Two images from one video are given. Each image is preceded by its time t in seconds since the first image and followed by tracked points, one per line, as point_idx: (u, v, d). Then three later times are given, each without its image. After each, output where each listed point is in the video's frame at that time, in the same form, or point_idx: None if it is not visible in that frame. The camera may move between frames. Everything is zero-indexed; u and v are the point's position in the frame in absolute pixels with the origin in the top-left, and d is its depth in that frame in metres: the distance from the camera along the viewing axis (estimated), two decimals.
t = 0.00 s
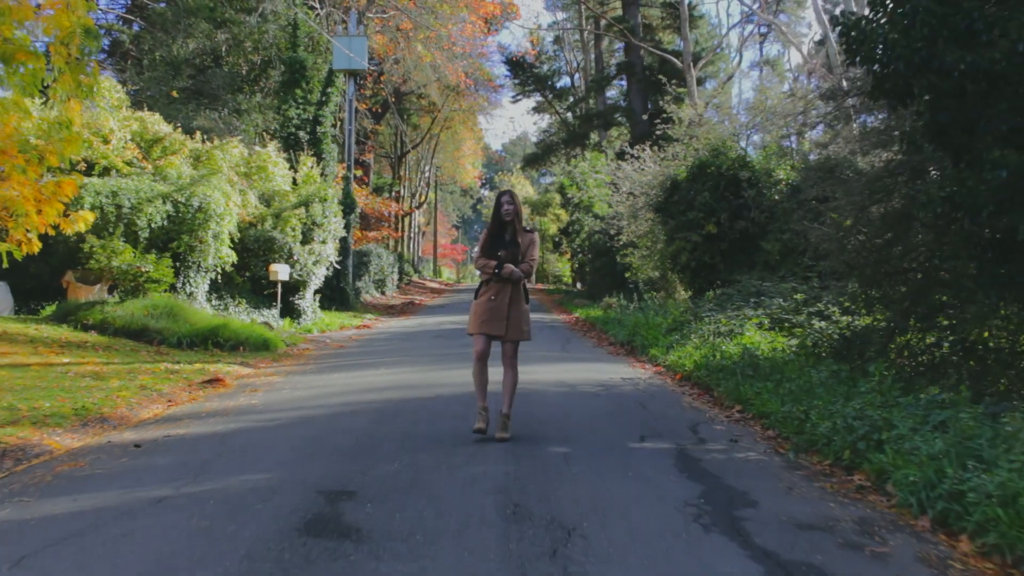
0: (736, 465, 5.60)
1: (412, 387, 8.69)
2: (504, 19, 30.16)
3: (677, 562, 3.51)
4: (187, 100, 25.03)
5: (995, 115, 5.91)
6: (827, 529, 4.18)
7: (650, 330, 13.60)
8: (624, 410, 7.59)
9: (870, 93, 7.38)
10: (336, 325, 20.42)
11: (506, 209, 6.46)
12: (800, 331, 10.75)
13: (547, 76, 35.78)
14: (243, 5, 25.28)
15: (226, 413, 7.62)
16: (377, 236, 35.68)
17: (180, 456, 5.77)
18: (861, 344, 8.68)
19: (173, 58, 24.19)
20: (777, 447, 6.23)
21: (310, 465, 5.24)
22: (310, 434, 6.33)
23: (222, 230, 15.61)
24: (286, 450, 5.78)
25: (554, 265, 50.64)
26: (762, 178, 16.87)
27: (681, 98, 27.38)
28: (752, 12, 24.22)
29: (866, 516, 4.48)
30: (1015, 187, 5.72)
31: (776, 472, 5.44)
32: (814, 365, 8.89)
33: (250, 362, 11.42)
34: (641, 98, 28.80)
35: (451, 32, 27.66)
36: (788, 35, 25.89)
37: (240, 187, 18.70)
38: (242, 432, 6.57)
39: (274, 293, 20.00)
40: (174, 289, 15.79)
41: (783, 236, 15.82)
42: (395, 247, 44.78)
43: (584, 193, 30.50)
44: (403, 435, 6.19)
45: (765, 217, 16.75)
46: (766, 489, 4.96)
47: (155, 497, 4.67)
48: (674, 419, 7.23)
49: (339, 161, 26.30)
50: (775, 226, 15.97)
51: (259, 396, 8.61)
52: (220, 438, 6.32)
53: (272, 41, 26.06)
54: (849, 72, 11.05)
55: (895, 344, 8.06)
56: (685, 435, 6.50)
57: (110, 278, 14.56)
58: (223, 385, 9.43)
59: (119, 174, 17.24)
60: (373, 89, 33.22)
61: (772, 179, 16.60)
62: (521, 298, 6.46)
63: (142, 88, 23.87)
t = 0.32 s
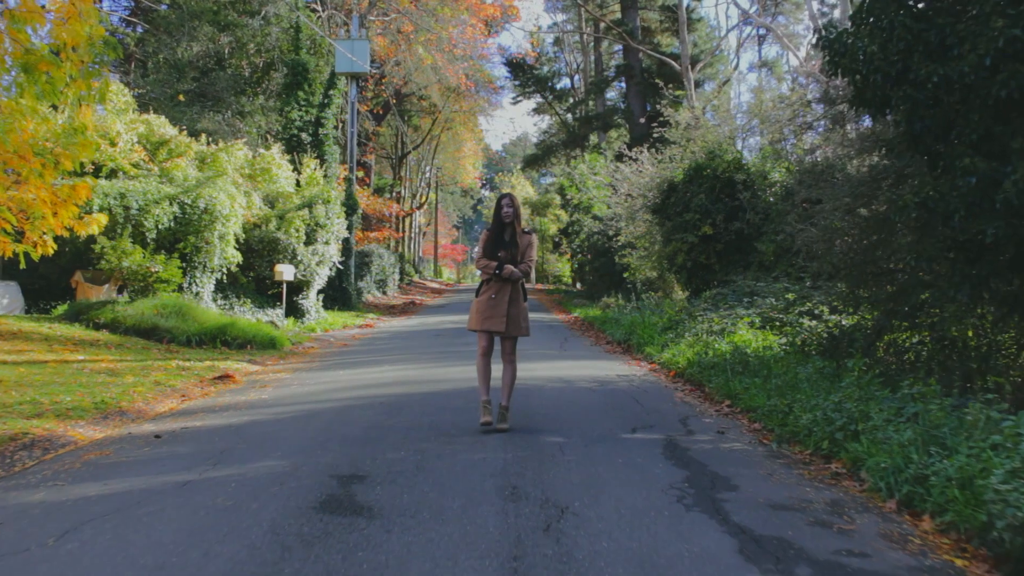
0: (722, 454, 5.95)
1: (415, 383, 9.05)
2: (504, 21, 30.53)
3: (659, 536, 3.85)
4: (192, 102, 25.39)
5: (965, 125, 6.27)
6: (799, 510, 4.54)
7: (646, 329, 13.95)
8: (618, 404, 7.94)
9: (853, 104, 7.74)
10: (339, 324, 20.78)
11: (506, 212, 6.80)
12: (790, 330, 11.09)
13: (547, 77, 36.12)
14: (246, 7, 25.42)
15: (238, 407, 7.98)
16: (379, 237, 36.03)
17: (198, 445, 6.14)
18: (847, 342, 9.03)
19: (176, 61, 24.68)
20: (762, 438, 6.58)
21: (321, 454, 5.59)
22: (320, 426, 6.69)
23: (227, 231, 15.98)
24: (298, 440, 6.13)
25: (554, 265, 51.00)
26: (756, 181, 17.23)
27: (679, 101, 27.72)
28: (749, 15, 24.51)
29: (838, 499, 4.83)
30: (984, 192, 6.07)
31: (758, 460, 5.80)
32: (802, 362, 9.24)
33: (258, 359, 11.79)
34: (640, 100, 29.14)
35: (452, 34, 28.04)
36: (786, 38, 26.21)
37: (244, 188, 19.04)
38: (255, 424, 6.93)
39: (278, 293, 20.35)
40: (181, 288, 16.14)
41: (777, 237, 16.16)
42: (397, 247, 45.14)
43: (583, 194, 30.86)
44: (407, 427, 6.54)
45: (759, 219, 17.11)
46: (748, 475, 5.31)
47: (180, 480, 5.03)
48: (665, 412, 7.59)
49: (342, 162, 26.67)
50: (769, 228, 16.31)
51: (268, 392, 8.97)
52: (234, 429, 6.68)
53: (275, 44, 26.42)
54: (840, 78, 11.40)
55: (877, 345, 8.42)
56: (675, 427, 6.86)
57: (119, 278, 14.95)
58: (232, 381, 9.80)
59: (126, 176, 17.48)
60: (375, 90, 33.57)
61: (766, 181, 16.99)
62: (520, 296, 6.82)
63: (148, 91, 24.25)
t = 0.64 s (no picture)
0: (709, 444, 6.31)
1: (419, 379, 9.42)
2: (504, 23, 30.84)
3: (645, 514, 4.21)
4: (196, 105, 25.74)
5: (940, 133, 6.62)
6: (777, 494, 4.89)
7: (642, 328, 14.31)
8: (613, 399, 8.31)
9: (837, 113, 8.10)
10: (341, 323, 21.16)
11: (504, 215, 7.15)
12: (781, 328, 11.46)
13: (547, 79, 36.46)
14: (249, 12, 25.85)
15: (250, 402, 8.35)
16: (380, 238, 36.40)
17: (214, 436, 6.51)
18: (833, 339, 9.37)
19: (179, 64, 25.19)
20: (747, 430, 6.94)
21: (332, 444, 5.94)
22: (330, 419, 7.05)
23: (232, 232, 16.34)
24: (309, 432, 6.50)
25: (553, 265, 51.43)
26: (752, 182, 17.58)
27: (678, 102, 28.04)
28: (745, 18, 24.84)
29: (814, 483, 5.19)
30: (957, 196, 6.42)
31: (743, 450, 6.16)
32: (791, 358, 9.60)
33: (265, 357, 12.16)
34: (638, 101, 29.46)
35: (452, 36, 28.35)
36: (783, 40, 26.50)
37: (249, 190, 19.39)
38: (267, 418, 7.29)
39: (282, 293, 20.72)
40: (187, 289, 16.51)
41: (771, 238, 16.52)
42: (398, 247, 45.52)
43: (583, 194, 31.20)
44: (411, 419, 6.89)
45: (754, 220, 17.46)
46: (731, 463, 5.68)
47: (201, 466, 5.40)
48: (657, 406, 7.95)
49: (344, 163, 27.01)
50: (764, 229, 16.65)
51: (277, 388, 9.34)
52: (248, 423, 7.04)
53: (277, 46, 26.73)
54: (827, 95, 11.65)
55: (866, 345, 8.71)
56: (666, 419, 7.22)
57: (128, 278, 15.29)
58: (242, 378, 10.16)
59: (132, 177, 17.76)
60: (375, 91, 33.92)
61: (761, 183, 17.35)
62: (519, 295, 7.17)
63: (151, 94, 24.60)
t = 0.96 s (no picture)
0: (698, 435, 6.66)
1: (421, 375, 9.77)
2: (504, 24, 31.11)
3: (633, 496, 4.56)
4: (199, 107, 26.04)
5: (917, 141, 6.98)
6: (757, 479, 5.24)
7: (638, 327, 14.66)
8: (608, 394, 8.66)
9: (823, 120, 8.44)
10: (344, 323, 21.51)
11: (503, 218, 7.49)
12: (772, 326, 11.81)
13: (547, 80, 36.74)
14: (251, 14, 26.23)
15: (260, 397, 8.70)
16: (381, 238, 36.73)
17: (229, 428, 6.87)
18: (820, 337, 9.72)
19: (183, 66, 25.24)
20: (735, 423, 7.29)
21: (341, 435, 6.29)
22: (337, 412, 7.39)
23: (237, 233, 16.69)
24: (319, 424, 6.85)
25: (553, 265, 51.76)
26: (747, 184, 17.90)
27: (676, 104, 28.33)
28: (742, 20, 25.14)
29: (794, 470, 5.54)
30: (933, 201, 6.77)
31: (729, 440, 6.51)
32: (779, 355, 9.96)
33: (272, 355, 12.51)
34: (637, 103, 29.73)
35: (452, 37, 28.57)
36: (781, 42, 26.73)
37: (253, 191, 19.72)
38: (277, 411, 7.65)
39: (285, 293, 21.07)
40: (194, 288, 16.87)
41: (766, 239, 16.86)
42: (398, 247, 45.85)
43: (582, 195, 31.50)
44: (415, 412, 7.23)
45: (749, 221, 17.80)
46: (717, 452, 6.03)
47: (220, 454, 5.76)
48: (650, 401, 8.31)
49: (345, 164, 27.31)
50: (758, 230, 16.99)
51: (285, 384, 9.69)
52: (260, 416, 7.39)
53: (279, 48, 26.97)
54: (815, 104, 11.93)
55: (850, 345, 8.87)
56: (658, 412, 7.57)
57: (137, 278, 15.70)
58: (250, 374, 10.52)
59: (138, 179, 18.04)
60: (376, 92, 34.23)
61: (756, 184, 17.68)
62: (518, 294, 7.53)
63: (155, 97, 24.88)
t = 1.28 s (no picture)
0: (687, 426, 7.03)
1: (425, 371, 10.14)
2: (504, 26, 31.44)
3: (623, 480, 4.91)
4: (202, 108, 26.39)
5: (896, 147, 7.34)
6: (741, 465, 5.60)
7: (635, 325, 15.03)
8: (603, 388, 9.04)
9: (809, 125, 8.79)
10: (347, 322, 21.90)
11: (503, 219, 7.83)
12: (763, 324, 12.19)
13: (546, 81, 37.06)
14: (253, 16, 26.36)
15: (270, 392, 9.08)
16: (383, 238, 37.06)
17: (242, 420, 7.24)
18: (808, 333, 10.09)
19: (186, 69, 25.55)
20: (722, 415, 7.67)
21: (348, 426, 6.65)
22: (345, 405, 7.75)
23: (242, 234, 17.05)
24: (328, 416, 7.22)
25: (553, 264, 52.17)
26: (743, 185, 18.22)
27: (674, 106, 28.69)
28: (738, 22, 25.49)
29: (775, 458, 5.91)
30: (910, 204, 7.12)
31: (717, 431, 6.88)
32: (769, 350, 10.34)
33: (278, 353, 12.89)
34: (636, 104, 30.03)
35: (452, 39, 28.87)
36: (779, 43, 26.98)
37: (257, 193, 20.09)
38: (287, 405, 8.02)
39: (289, 293, 21.45)
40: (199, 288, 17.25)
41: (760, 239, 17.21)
42: (399, 247, 46.23)
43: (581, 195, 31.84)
44: (419, 405, 7.58)
45: (745, 221, 18.14)
46: (704, 441, 6.40)
47: (236, 443, 6.12)
48: (642, 395, 8.68)
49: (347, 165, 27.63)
50: (753, 230, 17.33)
51: (292, 380, 10.07)
52: (271, 409, 7.74)
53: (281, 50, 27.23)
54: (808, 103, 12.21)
55: (839, 342, 9.27)
56: (650, 406, 7.94)
57: (145, 278, 16.07)
58: (258, 371, 10.89)
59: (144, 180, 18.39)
60: (377, 93, 34.61)
61: (752, 186, 18.00)
62: (517, 292, 7.88)
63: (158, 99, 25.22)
